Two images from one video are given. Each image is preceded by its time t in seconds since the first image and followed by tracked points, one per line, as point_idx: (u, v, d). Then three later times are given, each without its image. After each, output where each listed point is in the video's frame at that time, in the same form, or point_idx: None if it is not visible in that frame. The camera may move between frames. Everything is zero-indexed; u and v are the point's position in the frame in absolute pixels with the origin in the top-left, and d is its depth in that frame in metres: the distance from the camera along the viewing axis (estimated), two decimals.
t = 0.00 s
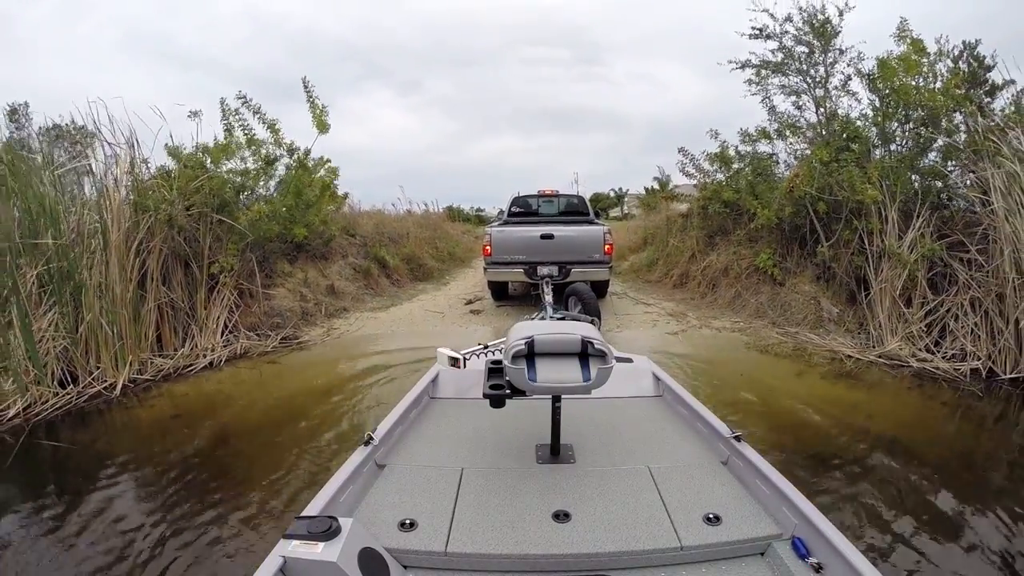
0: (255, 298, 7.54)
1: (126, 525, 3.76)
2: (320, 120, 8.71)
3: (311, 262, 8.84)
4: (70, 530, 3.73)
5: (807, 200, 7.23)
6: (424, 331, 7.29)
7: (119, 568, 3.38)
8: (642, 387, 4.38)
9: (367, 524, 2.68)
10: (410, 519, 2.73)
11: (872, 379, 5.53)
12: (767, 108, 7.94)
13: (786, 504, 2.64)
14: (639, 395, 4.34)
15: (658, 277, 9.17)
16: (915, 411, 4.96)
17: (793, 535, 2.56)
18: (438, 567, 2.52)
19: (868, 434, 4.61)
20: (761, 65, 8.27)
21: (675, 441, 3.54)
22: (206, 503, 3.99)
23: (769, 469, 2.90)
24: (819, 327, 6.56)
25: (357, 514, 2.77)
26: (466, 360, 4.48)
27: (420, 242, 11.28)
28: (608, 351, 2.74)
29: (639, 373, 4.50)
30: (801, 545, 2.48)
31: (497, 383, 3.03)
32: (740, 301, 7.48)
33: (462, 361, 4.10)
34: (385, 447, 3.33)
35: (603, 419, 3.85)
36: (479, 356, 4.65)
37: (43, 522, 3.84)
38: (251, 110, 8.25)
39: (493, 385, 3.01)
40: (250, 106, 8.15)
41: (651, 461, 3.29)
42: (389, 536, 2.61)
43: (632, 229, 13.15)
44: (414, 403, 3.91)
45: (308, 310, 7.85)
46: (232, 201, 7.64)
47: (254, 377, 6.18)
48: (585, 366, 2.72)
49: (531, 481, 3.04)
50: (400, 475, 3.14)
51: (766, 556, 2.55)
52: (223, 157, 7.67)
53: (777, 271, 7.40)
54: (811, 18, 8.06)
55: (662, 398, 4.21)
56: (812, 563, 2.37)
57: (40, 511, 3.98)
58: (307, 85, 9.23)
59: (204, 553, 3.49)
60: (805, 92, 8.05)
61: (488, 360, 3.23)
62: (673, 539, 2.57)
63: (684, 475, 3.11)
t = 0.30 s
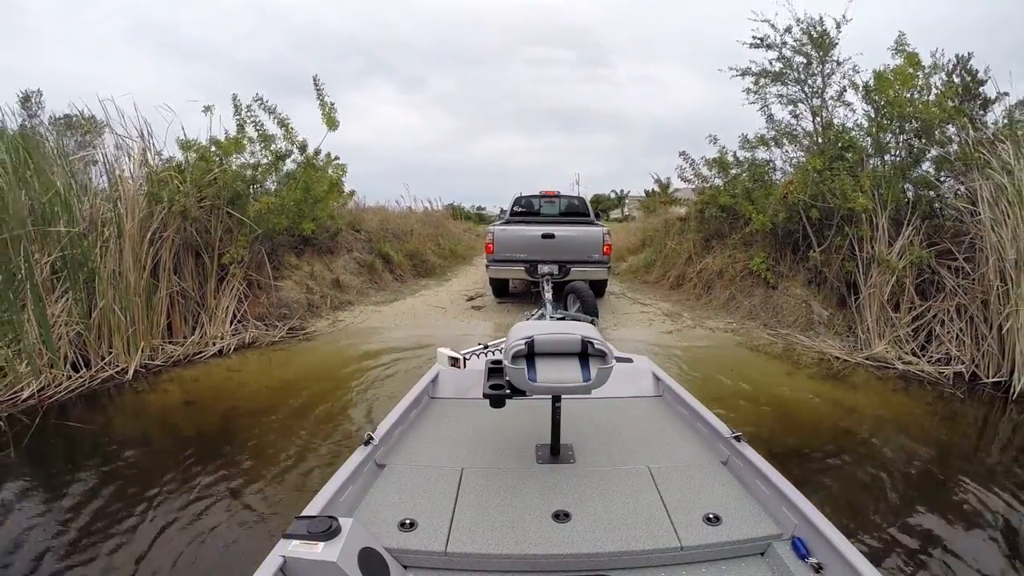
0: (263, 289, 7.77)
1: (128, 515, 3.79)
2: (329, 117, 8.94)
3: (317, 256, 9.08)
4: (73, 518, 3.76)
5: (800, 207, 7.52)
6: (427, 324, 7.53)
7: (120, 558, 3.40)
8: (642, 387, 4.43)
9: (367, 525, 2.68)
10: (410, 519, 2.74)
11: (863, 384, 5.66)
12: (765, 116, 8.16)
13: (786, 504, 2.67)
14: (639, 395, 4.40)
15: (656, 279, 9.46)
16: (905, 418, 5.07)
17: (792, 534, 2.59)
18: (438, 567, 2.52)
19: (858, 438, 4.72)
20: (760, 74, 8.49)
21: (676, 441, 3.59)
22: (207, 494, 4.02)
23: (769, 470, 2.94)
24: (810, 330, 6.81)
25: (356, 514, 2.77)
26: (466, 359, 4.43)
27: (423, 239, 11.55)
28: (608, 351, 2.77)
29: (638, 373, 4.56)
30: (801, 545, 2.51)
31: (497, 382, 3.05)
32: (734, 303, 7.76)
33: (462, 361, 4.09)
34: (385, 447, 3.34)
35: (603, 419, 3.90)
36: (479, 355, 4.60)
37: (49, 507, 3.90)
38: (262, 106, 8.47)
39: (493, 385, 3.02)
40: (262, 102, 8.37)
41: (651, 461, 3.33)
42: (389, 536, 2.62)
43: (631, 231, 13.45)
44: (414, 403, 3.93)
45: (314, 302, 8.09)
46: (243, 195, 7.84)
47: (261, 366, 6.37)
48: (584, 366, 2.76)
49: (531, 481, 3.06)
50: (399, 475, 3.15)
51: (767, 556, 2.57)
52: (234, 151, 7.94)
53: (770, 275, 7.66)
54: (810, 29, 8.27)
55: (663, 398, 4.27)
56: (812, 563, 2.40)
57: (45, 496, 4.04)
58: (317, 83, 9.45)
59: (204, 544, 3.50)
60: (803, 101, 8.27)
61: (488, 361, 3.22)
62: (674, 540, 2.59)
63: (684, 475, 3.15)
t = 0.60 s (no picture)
0: (270, 288, 8.01)
1: (133, 513, 3.84)
2: (332, 119, 9.15)
3: (322, 255, 9.32)
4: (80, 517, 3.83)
5: (791, 205, 7.77)
6: (430, 321, 7.74)
7: (127, 554, 3.46)
8: (642, 386, 4.48)
9: (367, 525, 2.71)
10: (410, 519, 2.77)
11: (856, 379, 5.79)
12: (758, 116, 8.36)
13: (786, 504, 2.70)
14: (639, 395, 4.45)
15: (654, 277, 9.71)
16: (898, 413, 5.17)
17: (792, 534, 2.62)
18: (439, 567, 2.56)
19: (852, 433, 4.82)
20: (754, 75, 8.70)
21: (676, 442, 3.62)
22: (212, 493, 4.08)
23: (769, 470, 2.97)
24: (802, 325, 7.05)
25: (356, 514, 2.80)
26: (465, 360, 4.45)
27: (425, 239, 11.80)
28: (608, 351, 2.78)
29: (638, 372, 4.61)
30: (801, 545, 2.53)
31: (497, 383, 3.09)
32: (728, 299, 8.03)
33: (462, 362, 4.18)
34: (385, 447, 3.38)
35: (603, 419, 3.94)
36: (479, 355, 4.65)
37: (58, 504, 3.98)
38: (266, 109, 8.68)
39: (494, 385, 3.06)
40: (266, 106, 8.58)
41: (651, 460, 3.36)
42: (389, 536, 2.65)
43: (629, 229, 13.72)
44: (415, 403, 3.98)
45: (320, 301, 8.32)
46: (249, 196, 8.05)
47: (269, 361, 6.58)
48: (584, 365, 2.76)
49: (533, 481, 3.09)
50: (399, 475, 3.19)
51: (766, 556, 2.60)
52: (238, 155, 8.12)
53: (763, 272, 7.93)
54: (802, 31, 8.46)
55: (662, 398, 4.31)
56: (812, 563, 2.42)
57: (60, 488, 4.18)
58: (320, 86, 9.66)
59: (215, 534, 3.63)
60: (796, 102, 8.47)
61: (488, 361, 3.26)
62: (674, 540, 2.62)
63: (685, 475, 3.18)
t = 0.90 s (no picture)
0: (276, 289, 8.24)
1: (144, 507, 3.98)
2: (332, 123, 9.35)
3: (327, 257, 9.54)
4: (88, 518, 3.88)
5: (782, 202, 8.00)
6: (433, 319, 7.95)
7: (135, 555, 3.51)
8: (642, 385, 4.42)
9: (368, 524, 2.69)
10: (410, 519, 2.73)
11: (849, 371, 5.93)
12: (751, 115, 8.56)
13: (786, 504, 2.64)
14: (640, 393, 4.39)
15: (652, 274, 9.94)
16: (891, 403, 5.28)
17: (793, 535, 2.56)
18: (438, 567, 2.52)
19: (846, 424, 4.92)
20: (745, 75, 8.90)
21: (676, 441, 3.56)
22: (221, 486, 4.24)
23: (770, 469, 2.90)
24: (795, 318, 7.28)
25: (357, 514, 2.77)
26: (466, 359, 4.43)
27: (427, 239, 12.04)
28: (607, 350, 2.72)
29: (639, 370, 4.55)
30: (801, 545, 2.48)
31: (497, 382, 3.02)
32: (723, 294, 8.28)
33: (462, 361, 4.11)
34: (385, 447, 3.34)
35: (603, 418, 3.88)
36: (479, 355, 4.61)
37: (71, 502, 4.09)
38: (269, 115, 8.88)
39: (494, 384, 3.00)
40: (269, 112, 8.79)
41: (651, 459, 3.31)
42: (390, 535, 2.62)
43: (628, 227, 13.96)
44: (415, 403, 3.92)
45: (325, 301, 8.55)
46: (254, 200, 8.24)
47: (277, 360, 6.78)
48: (585, 365, 2.71)
49: (532, 481, 3.04)
50: (399, 475, 3.14)
51: (766, 555, 2.54)
52: (241, 161, 8.31)
53: (756, 267, 8.18)
54: (792, 31, 8.66)
55: (661, 398, 4.25)
56: (812, 563, 2.37)
57: (78, 483, 4.34)
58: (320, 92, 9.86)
59: (226, 524, 3.79)
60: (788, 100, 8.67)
61: (488, 361, 3.20)
62: (674, 540, 2.57)
63: (685, 474, 3.12)
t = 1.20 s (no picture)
0: (283, 287, 8.46)
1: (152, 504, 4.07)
2: (336, 125, 9.58)
3: (331, 256, 9.78)
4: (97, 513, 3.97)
5: (776, 203, 8.24)
6: (436, 317, 8.16)
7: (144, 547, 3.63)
8: (641, 385, 4.54)
9: (370, 523, 2.79)
10: (411, 519, 2.82)
11: (838, 366, 6.14)
12: (745, 118, 8.78)
13: (786, 505, 2.72)
14: (639, 394, 4.52)
15: (649, 273, 10.18)
16: (879, 398, 5.46)
17: (792, 535, 2.64)
18: (438, 567, 2.60)
19: (838, 419, 5.07)
20: (740, 78, 9.12)
21: (677, 441, 3.67)
22: (230, 480, 4.35)
23: (769, 470, 2.99)
24: (787, 316, 7.51)
25: (357, 514, 2.87)
26: (466, 359, 4.56)
27: (429, 239, 12.28)
28: (607, 350, 2.87)
29: (638, 370, 4.67)
30: (801, 545, 2.55)
31: (498, 381, 3.16)
32: (718, 293, 8.52)
33: (462, 361, 4.24)
34: (384, 448, 3.47)
35: (604, 419, 4.00)
36: (479, 355, 4.71)
37: (89, 490, 4.27)
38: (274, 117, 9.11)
39: (495, 384, 3.13)
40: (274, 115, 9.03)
41: (652, 461, 3.41)
42: (391, 535, 2.71)
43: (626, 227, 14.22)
44: (415, 403, 4.05)
45: (331, 300, 8.78)
46: (261, 201, 8.46)
47: (285, 356, 6.99)
48: (584, 365, 2.85)
49: (534, 483, 3.14)
50: (398, 474, 3.27)
51: (766, 556, 2.61)
52: (247, 162, 8.51)
53: (750, 266, 8.42)
54: (785, 36, 8.88)
55: (661, 398, 4.38)
56: (812, 563, 2.43)
57: (96, 472, 4.52)
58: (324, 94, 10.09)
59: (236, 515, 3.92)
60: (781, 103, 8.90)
61: (488, 361, 3.33)
62: (675, 540, 2.64)
63: (685, 476, 3.22)
